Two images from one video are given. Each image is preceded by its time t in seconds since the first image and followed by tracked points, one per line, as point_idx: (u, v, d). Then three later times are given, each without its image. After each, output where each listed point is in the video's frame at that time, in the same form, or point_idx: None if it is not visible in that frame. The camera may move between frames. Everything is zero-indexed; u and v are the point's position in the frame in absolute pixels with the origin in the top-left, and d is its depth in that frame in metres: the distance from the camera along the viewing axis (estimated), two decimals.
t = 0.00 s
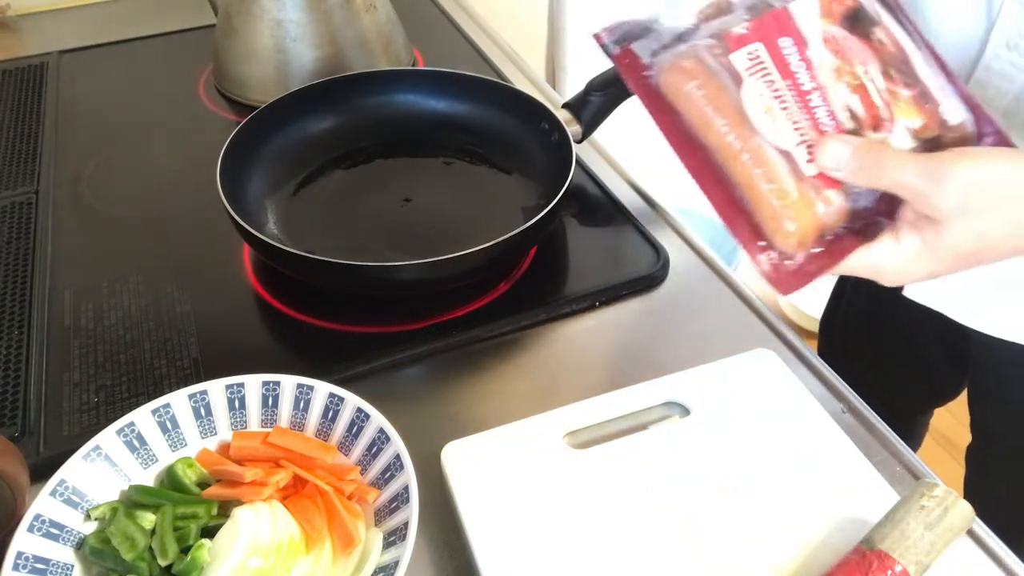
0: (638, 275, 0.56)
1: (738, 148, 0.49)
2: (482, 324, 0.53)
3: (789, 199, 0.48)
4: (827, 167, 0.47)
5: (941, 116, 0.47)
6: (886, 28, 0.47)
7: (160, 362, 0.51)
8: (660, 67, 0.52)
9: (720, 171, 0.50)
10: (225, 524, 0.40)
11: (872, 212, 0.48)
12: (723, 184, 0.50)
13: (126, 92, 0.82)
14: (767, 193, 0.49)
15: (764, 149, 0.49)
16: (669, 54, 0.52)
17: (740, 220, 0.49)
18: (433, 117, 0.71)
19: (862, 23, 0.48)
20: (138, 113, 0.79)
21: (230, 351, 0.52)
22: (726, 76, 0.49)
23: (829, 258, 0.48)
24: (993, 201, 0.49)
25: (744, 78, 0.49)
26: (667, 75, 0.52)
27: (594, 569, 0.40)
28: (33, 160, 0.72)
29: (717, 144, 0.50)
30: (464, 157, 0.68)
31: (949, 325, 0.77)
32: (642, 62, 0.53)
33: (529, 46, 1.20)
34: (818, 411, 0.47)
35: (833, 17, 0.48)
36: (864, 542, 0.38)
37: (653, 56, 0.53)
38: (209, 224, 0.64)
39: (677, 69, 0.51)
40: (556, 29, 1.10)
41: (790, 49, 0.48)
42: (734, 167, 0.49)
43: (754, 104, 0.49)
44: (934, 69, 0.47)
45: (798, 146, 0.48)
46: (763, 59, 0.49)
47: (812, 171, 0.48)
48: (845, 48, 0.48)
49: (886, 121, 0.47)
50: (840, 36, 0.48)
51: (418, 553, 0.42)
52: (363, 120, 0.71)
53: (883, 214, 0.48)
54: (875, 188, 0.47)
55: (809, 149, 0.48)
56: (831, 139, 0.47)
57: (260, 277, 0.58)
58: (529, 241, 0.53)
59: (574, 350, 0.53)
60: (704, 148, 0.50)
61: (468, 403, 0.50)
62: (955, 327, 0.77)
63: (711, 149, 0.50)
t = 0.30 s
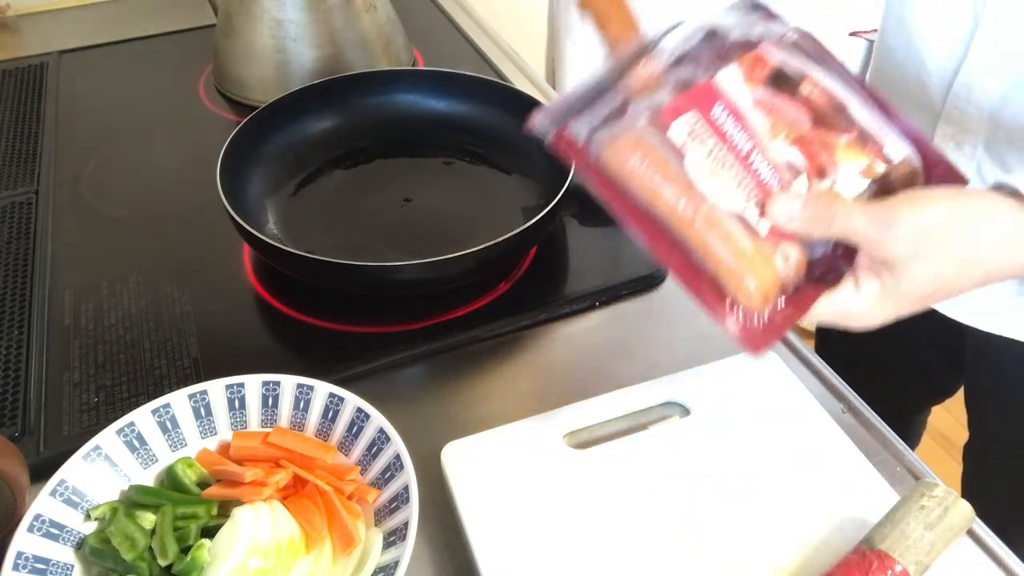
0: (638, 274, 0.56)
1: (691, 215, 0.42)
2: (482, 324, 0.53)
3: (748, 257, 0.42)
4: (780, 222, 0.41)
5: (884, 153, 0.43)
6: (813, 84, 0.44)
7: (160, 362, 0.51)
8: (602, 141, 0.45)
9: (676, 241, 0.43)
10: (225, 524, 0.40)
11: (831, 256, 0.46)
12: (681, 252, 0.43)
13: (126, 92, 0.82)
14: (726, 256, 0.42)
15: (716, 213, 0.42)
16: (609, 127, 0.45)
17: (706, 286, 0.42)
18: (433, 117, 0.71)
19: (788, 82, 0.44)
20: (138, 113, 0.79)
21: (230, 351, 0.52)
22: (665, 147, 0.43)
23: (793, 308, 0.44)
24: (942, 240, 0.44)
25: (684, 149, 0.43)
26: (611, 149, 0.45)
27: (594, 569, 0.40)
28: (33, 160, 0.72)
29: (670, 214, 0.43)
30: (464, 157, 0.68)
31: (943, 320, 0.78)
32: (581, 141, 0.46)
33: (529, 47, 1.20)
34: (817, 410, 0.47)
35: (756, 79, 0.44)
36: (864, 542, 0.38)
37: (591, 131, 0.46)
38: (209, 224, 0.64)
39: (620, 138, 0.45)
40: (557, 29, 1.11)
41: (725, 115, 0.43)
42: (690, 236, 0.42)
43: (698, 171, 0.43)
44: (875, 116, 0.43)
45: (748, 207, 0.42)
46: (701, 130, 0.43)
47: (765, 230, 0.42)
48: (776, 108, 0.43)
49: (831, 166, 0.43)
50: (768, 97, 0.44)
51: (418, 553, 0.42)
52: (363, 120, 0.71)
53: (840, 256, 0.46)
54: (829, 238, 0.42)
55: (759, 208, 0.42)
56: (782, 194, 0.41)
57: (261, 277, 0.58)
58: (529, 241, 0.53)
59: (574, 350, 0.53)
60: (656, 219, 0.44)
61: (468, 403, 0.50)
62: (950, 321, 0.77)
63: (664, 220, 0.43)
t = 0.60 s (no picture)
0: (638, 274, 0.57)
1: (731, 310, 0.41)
2: (482, 324, 0.54)
3: (795, 345, 0.41)
4: (814, 298, 0.40)
5: (899, 200, 0.43)
6: (818, 144, 0.44)
7: (160, 362, 0.51)
8: (620, 244, 0.43)
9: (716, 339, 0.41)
10: (225, 524, 0.39)
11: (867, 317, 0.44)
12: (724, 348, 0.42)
13: (126, 92, 0.82)
14: (772, 348, 0.41)
15: (756, 304, 0.40)
16: (623, 230, 0.43)
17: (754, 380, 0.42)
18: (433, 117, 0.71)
19: (795, 149, 0.43)
20: (138, 113, 0.79)
21: (230, 351, 0.52)
22: (690, 240, 0.41)
23: (844, 386, 0.42)
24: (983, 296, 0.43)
25: (708, 239, 0.41)
26: (631, 250, 0.42)
27: (594, 569, 0.40)
28: (33, 160, 0.72)
29: (709, 311, 0.41)
30: (464, 158, 0.68)
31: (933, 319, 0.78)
32: (599, 246, 0.44)
33: (529, 46, 1.20)
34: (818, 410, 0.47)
35: (764, 152, 0.43)
36: (864, 542, 0.38)
37: (608, 236, 0.44)
38: (208, 224, 0.64)
39: (637, 236, 0.42)
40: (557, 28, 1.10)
41: (738, 195, 0.42)
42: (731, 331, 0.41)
43: (727, 260, 0.41)
44: (883, 166, 0.43)
45: (783, 288, 0.41)
46: (721, 214, 0.41)
47: (804, 309, 0.41)
48: (789, 178, 0.43)
49: (852, 228, 0.42)
50: (778, 168, 0.43)
51: (418, 552, 0.42)
52: (363, 120, 0.71)
53: (876, 317, 0.44)
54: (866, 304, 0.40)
55: (794, 288, 0.41)
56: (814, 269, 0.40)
57: (260, 277, 0.58)
58: (529, 241, 0.53)
59: (574, 350, 0.53)
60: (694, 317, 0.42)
61: (468, 403, 0.50)
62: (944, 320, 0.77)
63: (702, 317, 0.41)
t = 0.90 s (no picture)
0: (638, 274, 0.56)
1: (793, 314, 0.40)
2: (482, 324, 0.53)
3: (858, 348, 0.41)
4: (874, 296, 0.40)
5: (954, 195, 0.42)
6: (870, 136, 0.42)
7: (160, 362, 0.51)
8: (675, 246, 0.42)
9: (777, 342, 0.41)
10: (225, 525, 0.39)
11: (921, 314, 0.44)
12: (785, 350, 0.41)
13: (126, 92, 0.82)
14: (836, 350, 0.40)
15: (817, 306, 0.40)
16: (677, 231, 0.43)
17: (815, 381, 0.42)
18: (433, 117, 0.71)
19: (848, 144, 0.42)
20: (138, 113, 0.79)
21: (230, 351, 0.52)
22: (750, 242, 0.41)
23: (903, 383, 0.42)
24: None
25: (768, 240, 0.41)
26: (686, 252, 0.42)
27: (594, 569, 0.40)
28: (33, 160, 0.72)
29: (768, 315, 0.41)
30: (464, 157, 0.68)
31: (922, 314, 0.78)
32: (653, 248, 0.43)
33: (529, 46, 1.21)
34: (818, 410, 0.47)
35: (817, 147, 0.42)
36: (865, 542, 0.38)
37: (661, 237, 0.43)
38: (208, 224, 0.64)
39: (693, 238, 0.42)
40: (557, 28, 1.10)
41: (796, 194, 0.41)
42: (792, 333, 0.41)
43: (787, 262, 0.41)
44: (934, 157, 0.42)
45: (845, 290, 0.41)
46: (778, 213, 0.41)
47: (864, 309, 0.41)
48: (843, 174, 0.42)
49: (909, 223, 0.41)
50: (832, 163, 0.42)
51: (418, 552, 0.42)
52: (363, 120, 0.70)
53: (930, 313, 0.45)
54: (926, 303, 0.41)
55: (855, 288, 0.40)
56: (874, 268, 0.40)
57: (260, 277, 0.58)
58: (529, 241, 0.53)
59: (574, 350, 0.53)
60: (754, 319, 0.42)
61: (468, 403, 0.50)
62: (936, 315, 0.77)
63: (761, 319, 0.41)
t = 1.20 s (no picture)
0: (639, 275, 0.56)
1: (776, 284, 0.41)
2: (482, 324, 0.53)
3: (840, 321, 0.41)
4: (858, 270, 0.39)
5: (938, 173, 0.42)
6: (855, 112, 0.43)
7: (160, 362, 0.51)
8: (660, 214, 0.43)
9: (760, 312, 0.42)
10: (225, 524, 0.39)
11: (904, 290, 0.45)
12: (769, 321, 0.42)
13: (126, 92, 0.82)
14: (818, 322, 0.41)
15: (800, 275, 0.41)
16: (662, 199, 0.43)
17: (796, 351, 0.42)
18: (433, 117, 0.71)
19: (835, 118, 0.42)
20: (137, 113, 0.79)
21: (230, 351, 0.52)
22: (735, 212, 0.41)
23: (885, 359, 0.43)
24: None
25: (754, 211, 0.41)
26: (671, 220, 0.42)
27: (594, 569, 0.40)
28: (33, 160, 0.72)
29: (751, 284, 0.41)
30: (464, 157, 0.68)
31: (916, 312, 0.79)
32: (639, 215, 0.44)
33: (529, 46, 1.21)
34: (818, 409, 0.47)
35: (804, 120, 0.42)
36: (864, 542, 0.38)
37: (647, 205, 0.44)
38: (208, 224, 0.64)
39: (678, 206, 0.42)
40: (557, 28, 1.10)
41: (783, 164, 0.41)
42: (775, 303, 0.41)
43: (772, 233, 0.41)
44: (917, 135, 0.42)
45: (829, 262, 0.41)
46: (765, 183, 0.41)
47: (847, 283, 0.41)
48: (829, 147, 0.42)
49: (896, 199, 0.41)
50: (819, 136, 0.42)
51: (418, 552, 0.42)
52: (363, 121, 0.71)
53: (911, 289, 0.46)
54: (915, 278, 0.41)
55: (840, 262, 0.41)
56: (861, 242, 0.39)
57: (260, 277, 0.58)
58: (529, 241, 0.53)
59: (574, 350, 0.53)
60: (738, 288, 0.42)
61: (468, 403, 0.50)
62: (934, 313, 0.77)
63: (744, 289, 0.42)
